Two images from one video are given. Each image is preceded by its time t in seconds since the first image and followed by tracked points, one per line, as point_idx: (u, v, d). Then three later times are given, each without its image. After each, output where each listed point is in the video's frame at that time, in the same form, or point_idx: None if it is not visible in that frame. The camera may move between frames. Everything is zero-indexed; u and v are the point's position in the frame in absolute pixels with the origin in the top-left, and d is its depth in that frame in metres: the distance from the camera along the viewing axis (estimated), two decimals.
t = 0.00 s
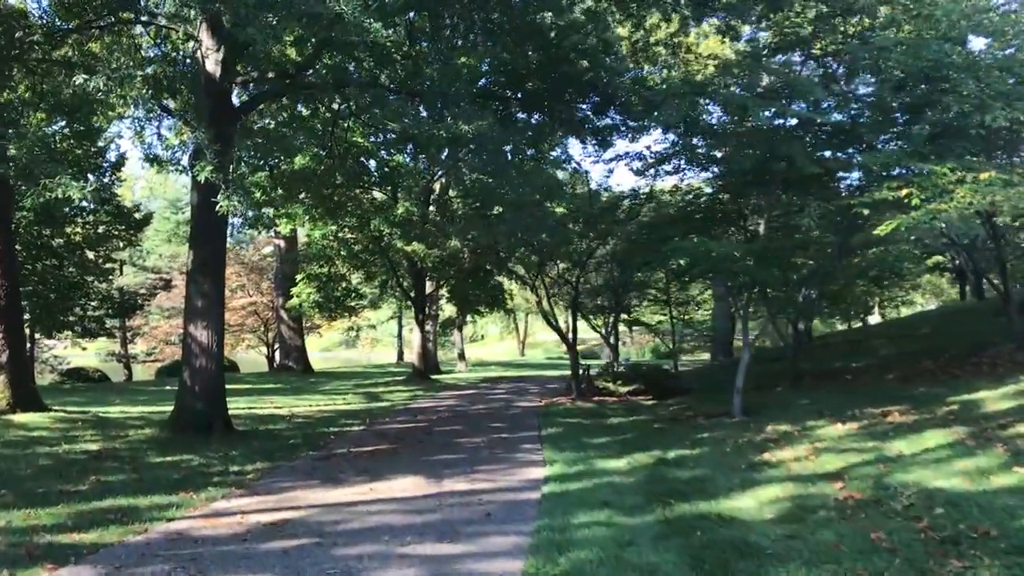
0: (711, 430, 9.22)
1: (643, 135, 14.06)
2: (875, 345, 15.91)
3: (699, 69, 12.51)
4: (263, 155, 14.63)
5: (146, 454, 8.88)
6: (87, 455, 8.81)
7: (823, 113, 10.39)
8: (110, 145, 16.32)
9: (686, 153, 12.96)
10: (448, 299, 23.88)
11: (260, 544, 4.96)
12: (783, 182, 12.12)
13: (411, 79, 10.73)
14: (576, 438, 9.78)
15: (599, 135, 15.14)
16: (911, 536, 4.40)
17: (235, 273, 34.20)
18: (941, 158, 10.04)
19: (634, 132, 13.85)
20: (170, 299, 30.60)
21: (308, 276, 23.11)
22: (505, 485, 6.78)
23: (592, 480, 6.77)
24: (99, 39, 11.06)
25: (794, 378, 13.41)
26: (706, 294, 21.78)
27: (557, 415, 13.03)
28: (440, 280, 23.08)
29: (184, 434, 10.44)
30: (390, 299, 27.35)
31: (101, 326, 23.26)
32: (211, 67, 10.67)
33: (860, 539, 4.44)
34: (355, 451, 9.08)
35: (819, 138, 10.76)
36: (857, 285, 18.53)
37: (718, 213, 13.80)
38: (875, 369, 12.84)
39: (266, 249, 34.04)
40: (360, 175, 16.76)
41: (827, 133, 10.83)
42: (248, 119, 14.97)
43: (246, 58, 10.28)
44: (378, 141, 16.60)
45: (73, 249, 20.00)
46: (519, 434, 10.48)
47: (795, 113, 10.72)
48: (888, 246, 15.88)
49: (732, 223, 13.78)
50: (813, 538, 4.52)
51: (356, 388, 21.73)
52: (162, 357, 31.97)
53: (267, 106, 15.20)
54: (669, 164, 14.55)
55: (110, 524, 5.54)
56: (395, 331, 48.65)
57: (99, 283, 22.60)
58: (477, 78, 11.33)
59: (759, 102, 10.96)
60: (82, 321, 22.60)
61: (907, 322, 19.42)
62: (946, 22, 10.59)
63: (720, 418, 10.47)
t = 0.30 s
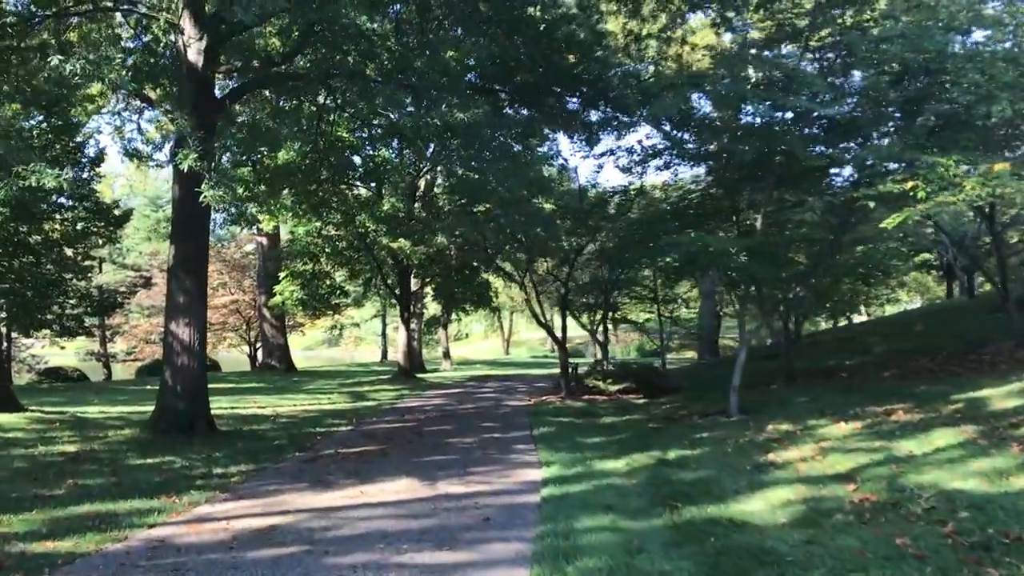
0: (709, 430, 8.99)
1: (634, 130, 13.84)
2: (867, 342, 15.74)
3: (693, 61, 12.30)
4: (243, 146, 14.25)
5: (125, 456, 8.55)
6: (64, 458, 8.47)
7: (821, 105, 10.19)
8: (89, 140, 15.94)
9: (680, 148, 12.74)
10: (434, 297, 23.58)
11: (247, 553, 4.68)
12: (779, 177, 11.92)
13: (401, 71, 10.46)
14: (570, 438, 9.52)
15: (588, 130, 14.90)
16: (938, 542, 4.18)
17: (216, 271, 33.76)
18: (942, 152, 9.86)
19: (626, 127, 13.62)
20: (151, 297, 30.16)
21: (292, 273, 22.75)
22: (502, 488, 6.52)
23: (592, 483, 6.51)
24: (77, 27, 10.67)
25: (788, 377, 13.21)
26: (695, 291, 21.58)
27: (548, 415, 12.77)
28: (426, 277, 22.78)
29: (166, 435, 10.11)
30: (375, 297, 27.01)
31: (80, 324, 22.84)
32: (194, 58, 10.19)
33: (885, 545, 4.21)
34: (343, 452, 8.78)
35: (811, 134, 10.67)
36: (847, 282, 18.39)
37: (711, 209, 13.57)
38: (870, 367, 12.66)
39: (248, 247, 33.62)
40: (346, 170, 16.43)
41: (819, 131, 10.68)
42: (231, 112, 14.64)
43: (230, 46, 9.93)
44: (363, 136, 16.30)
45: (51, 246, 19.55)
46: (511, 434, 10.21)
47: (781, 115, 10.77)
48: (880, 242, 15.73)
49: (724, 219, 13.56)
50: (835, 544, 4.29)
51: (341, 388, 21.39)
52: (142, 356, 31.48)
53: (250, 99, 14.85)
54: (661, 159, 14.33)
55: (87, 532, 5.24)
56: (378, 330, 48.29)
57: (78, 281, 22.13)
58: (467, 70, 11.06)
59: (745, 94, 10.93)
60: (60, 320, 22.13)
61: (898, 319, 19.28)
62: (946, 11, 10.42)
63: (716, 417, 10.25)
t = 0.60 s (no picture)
0: (694, 431, 8.81)
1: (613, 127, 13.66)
2: (846, 341, 15.67)
3: (673, 57, 12.14)
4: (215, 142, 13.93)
5: (89, 462, 8.20)
6: (25, 464, 8.12)
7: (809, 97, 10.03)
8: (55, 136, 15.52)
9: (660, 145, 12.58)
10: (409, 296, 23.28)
11: (218, 570, 4.40)
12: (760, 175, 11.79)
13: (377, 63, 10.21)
14: (552, 441, 9.30)
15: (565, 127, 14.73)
16: (950, 553, 4.00)
17: (186, 270, 33.25)
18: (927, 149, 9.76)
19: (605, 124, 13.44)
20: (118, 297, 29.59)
21: (264, 272, 22.35)
22: (485, 494, 6.27)
23: (579, 488, 6.28)
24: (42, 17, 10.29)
25: (769, 376, 13.08)
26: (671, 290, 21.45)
27: (527, 416, 12.55)
28: (401, 276, 22.48)
29: (133, 439, 9.75)
30: (348, 296, 26.65)
31: (46, 325, 22.32)
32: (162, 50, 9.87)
33: (894, 557, 4.02)
34: (318, 457, 8.50)
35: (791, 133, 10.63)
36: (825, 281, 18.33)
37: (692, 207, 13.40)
38: (852, 366, 12.56)
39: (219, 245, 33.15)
40: (319, 167, 16.10)
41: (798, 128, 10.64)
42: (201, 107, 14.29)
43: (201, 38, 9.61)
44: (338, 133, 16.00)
45: (14, 245, 19.01)
46: (491, 436, 9.97)
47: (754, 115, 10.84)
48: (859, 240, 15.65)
49: (705, 217, 13.40)
50: (842, 556, 4.10)
51: (314, 388, 21.05)
52: (110, 356, 30.89)
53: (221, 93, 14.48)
54: (640, 157, 14.16)
55: (47, 546, 4.93)
56: (351, 330, 47.89)
57: (43, 280, 21.58)
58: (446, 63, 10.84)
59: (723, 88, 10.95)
60: (25, 321, 21.58)
61: (874, 317, 19.26)
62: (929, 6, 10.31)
63: (699, 417, 10.08)
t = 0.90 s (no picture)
0: (672, 430, 8.58)
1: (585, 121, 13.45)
2: (819, 338, 15.56)
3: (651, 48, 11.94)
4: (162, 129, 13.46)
5: (42, 465, 7.80)
6: None
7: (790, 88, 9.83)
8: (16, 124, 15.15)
9: (633, 138, 12.43)
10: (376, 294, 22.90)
11: None
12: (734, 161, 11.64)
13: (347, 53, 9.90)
14: (525, 440, 9.04)
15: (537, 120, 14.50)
16: (960, 558, 3.79)
17: (147, 267, 32.57)
18: (907, 142, 9.63)
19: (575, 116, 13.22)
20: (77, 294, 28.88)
21: (227, 268, 21.85)
22: (461, 497, 5.99)
23: (560, 490, 6.02)
24: None
25: (744, 373, 12.91)
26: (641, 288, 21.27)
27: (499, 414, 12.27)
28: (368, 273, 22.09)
29: (90, 439, 9.33)
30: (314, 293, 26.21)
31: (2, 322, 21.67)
32: (121, 35, 9.74)
33: (901, 563, 3.81)
34: (284, 458, 8.16)
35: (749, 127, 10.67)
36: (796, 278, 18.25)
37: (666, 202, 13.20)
38: (828, 363, 12.42)
39: (181, 242, 32.52)
40: (285, 160, 15.70)
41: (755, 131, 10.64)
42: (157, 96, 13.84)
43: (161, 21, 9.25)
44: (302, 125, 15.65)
45: None
46: (463, 436, 9.68)
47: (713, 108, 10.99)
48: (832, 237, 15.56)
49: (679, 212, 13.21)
50: (846, 561, 3.88)
51: (278, 387, 20.62)
52: (69, 355, 30.16)
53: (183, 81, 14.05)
54: (612, 151, 13.98)
55: None
56: (317, 328, 47.31)
57: None
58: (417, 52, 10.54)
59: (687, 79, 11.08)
60: None
61: (845, 314, 19.20)
62: None
63: (676, 415, 9.87)
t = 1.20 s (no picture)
0: (659, 437, 8.32)
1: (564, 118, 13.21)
2: (799, 340, 15.41)
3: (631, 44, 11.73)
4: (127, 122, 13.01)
5: None
6: None
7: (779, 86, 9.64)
8: None
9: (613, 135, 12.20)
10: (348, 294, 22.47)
11: None
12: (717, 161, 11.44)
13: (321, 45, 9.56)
14: (508, 447, 8.74)
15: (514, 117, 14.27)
16: None
17: (113, 266, 31.89)
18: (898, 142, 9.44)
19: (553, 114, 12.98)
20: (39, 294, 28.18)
21: (195, 268, 21.34)
22: (446, 511, 5.66)
23: (550, 502, 5.72)
24: None
25: (727, 376, 12.68)
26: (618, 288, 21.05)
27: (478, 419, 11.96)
28: (340, 273, 21.68)
29: (50, 447, 8.87)
30: (284, 293, 25.73)
31: None
32: (83, 23, 9.15)
33: None
34: (256, 467, 7.79)
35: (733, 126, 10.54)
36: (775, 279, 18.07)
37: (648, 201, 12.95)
38: (812, 366, 12.21)
39: (148, 241, 31.88)
40: (255, 156, 15.29)
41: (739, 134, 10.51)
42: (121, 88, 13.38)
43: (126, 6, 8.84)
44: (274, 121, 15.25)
45: None
46: (443, 442, 9.35)
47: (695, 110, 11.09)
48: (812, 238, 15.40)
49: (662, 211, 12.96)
50: None
51: (248, 390, 20.14)
52: (31, 356, 29.43)
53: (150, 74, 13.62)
54: (591, 149, 13.77)
55: None
56: (286, 329, 46.67)
57: None
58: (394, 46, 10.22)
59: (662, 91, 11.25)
60: None
61: (822, 315, 19.09)
62: None
63: (662, 420, 9.60)
